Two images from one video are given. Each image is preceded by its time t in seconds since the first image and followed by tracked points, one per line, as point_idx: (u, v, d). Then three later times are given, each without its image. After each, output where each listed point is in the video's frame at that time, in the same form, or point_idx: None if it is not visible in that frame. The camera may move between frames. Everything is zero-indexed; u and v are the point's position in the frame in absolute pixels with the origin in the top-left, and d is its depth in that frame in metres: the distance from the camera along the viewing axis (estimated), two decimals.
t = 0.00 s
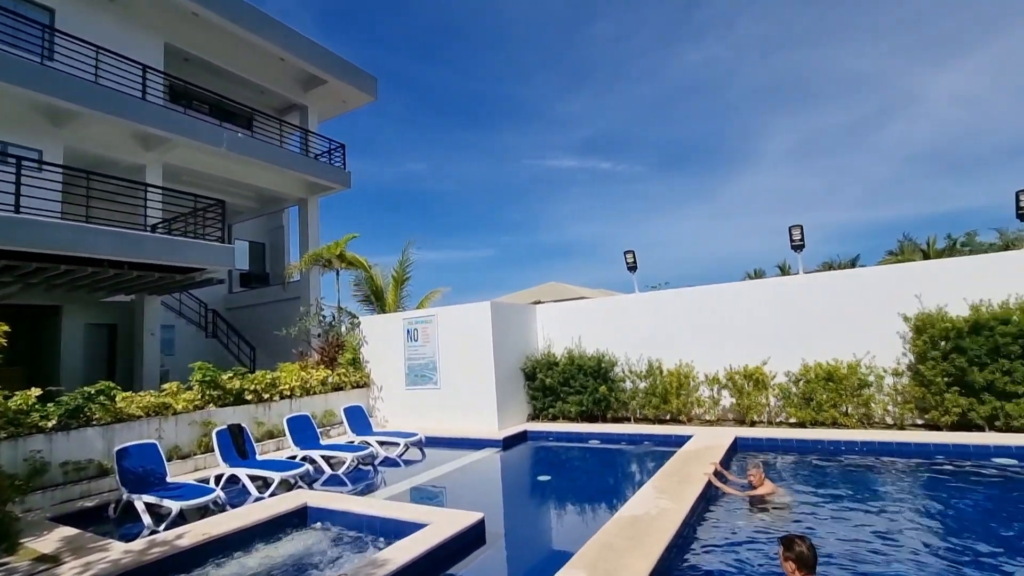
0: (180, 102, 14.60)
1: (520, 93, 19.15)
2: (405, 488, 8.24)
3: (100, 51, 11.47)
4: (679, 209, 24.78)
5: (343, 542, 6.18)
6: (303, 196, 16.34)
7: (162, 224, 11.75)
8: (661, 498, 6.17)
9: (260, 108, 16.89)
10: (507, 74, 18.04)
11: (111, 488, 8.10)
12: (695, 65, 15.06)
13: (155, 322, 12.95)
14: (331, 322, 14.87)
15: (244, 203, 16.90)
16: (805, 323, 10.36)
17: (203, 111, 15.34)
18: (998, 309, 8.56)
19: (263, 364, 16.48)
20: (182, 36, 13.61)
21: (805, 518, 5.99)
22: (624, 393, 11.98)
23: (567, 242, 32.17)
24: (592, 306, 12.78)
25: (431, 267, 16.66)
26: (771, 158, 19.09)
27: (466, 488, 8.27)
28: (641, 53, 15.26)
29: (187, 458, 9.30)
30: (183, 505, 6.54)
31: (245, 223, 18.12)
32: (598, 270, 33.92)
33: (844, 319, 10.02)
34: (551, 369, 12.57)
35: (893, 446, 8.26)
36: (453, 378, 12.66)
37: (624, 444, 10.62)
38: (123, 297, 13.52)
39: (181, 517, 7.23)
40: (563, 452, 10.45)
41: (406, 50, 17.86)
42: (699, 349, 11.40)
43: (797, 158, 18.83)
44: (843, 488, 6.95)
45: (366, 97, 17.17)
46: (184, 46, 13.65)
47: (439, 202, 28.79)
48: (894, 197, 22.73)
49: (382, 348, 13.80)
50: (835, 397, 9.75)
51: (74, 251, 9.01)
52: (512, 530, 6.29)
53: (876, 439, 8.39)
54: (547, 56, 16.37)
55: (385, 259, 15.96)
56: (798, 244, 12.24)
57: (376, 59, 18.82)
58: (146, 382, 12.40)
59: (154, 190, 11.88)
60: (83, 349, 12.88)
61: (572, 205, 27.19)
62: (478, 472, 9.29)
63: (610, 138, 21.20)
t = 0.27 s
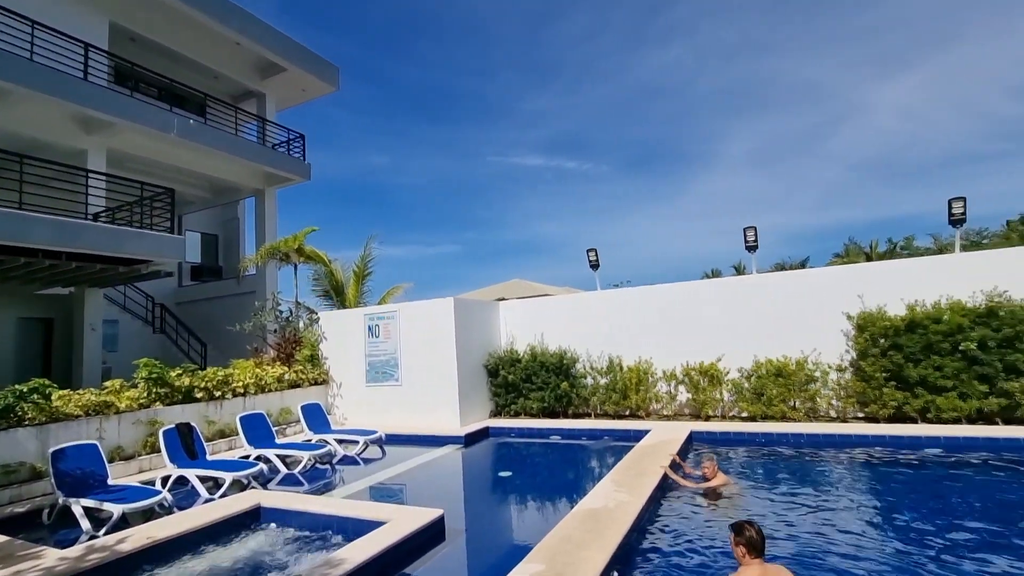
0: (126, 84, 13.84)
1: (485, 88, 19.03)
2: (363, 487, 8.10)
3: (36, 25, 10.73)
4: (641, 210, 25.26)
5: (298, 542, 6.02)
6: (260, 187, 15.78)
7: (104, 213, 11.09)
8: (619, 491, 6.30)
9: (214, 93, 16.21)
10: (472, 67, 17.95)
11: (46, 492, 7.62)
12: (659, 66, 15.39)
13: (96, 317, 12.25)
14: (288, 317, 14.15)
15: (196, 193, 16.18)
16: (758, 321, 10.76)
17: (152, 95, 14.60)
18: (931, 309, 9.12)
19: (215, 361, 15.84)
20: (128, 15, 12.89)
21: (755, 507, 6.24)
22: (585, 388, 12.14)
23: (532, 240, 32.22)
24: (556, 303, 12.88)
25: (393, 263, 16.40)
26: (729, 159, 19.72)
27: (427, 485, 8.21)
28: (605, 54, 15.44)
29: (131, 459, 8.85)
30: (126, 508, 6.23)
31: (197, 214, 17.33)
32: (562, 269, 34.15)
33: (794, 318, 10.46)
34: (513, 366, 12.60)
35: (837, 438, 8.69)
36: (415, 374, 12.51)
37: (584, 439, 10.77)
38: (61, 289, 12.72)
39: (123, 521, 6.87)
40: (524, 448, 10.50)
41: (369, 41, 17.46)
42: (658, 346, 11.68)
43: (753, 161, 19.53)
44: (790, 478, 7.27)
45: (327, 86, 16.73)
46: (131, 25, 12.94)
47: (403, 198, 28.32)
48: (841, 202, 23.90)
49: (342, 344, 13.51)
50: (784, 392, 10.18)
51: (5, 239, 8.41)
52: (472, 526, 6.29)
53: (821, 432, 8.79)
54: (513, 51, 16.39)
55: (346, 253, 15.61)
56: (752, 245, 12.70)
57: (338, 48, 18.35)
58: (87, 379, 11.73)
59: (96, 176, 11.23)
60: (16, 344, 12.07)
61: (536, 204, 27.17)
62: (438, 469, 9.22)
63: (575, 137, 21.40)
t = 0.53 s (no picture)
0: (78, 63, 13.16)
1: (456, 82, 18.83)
2: (329, 483, 7.98)
3: None
4: (612, 207, 25.53)
5: (259, 539, 5.89)
6: (224, 176, 15.28)
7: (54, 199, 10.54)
8: (585, 483, 6.38)
9: (175, 77, 15.58)
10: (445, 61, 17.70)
11: None
12: (629, 65, 15.55)
13: (45, 308, 11.66)
14: (252, 310, 13.84)
15: (154, 180, 15.53)
16: (723, 318, 11.05)
17: (107, 76, 13.93)
18: (883, 307, 9.55)
19: (174, 356, 15.33)
20: None
21: (716, 497, 6.43)
22: (554, 383, 12.23)
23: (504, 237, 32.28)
24: (526, 298, 12.92)
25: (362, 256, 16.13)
26: (698, 157, 20.13)
27: (394, 480, 8.15)
28: (578, 51, 15.50)
29: (82, 457, 8.46)
30: (75, 507, 5.96)
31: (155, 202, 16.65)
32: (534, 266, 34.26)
33: (757, 315, 10.78)
34: (483, 361, 12.59)
35: (794, 431, 9.01)
36: (383, 369, 12.37)
37: (552, 433, 10.87)
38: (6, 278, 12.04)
39: (73, 521, 6.58)
40: (494, 442, 10.52)
41: (339, 29, 17.04)
42: (626, 341, 11.88)
43: (720, 161, 19.99)
44: (750, 469, 7.51)
45: (295, 74, 16.30)
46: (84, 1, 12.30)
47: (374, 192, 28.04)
48: (803, 203, 24.73)
49: (308, 337, 13.23)
50: (746, 386, 10.49)
51: None
52: (439, 521, 6.27)
53: (780, 425, 9.11)
54: (486, 45, 16.27)
55: (313, 245, 15.28)
56: (717, 243, 13.01)
57: (307, 35, 17.86)
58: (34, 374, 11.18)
59: (45, 160, 10.65)
60: None
61: (509, 199, 27.16)
62: (406, 464, 9.16)
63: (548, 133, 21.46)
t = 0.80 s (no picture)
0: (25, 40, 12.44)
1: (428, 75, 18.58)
2: (292, 480, 7.81)
3: None
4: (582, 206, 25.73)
5: (218, 537, 5.73)
6: (183, 163, 14.71)
7: None
8: (551, 477, 6.45)
9: (131, 59, 14.91)
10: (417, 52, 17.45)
11: None
12: (602, 62, 15.67)
13: None
14: (212, 303, 13.27)
15: (108, 165, 14.84)
16: (688, 315, 11.29)
17: (57, 55, 13.22)
18: (838, 305, 9.94)
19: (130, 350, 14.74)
20: None
21: (678, 490, 6.58)
22: (523, 378, 12.27)
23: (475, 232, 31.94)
24: (496, 294, 12.92)
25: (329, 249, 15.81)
26: (666, 156, 20.47)
27: (360, 477, 8.04)
28: (551, 47, 15.51)
29: (26, 456, 8.03)
30: (19, 509, 5.66)
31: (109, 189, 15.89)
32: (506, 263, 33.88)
33: (720, 312, 11.07)
34: (452, 356, 12.53)
35: (754, 425, 9.29)
36: (350, 364, 12.17)
37: (520, 428, 10.91)
38: None
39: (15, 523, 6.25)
40: (462, 437, 10.50)
41: (307, 16, 16.58)
42: (594, 337, 12.02)
43: (687, 159, 20.38)
44: (711, 462, 7.72)
45: (261, 61, 15.84)
46: None
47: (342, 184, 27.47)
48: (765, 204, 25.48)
49: (272, 331, 12.90)
50: (708, 382, 10.76)
51: None
52: (405, 517, 6.22)
53: (740, 419, 9.38)
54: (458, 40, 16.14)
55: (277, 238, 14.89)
56: (683, 241, 13.27)
57: (273, 20, 17.34)
58: None
59: None
60: None
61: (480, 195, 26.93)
62: (373, 460, 9.06)
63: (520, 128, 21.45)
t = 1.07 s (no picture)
0: None
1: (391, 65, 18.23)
2: (242, 478, 7.56)
3: None
4: (545, 203, 25.86)
5: (161, 538, 5.48)
6: (127, 147, 13.93)
7: None
8: (509, 471, 6.49)
9: (69, 33, 13.98)
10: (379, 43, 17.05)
11: None
12: (566, 58, 15.80)
13: None
14: (157, 295, 12.55)
15: (41, 146, 13.88)
16: (645, 312, 11.56)
17: None
18: (786, 303, 10.39)
19: (66, 344, 13.93)
20: None
21: (633, 481, 6.75)
22: (483, 373, 12.25)
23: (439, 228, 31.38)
24: (458, 288, 12.85)
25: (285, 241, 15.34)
26: (628, 154, 20.84)
27: (314, 474, 7.85)
28: (515, 41, 15.51)
29: None
30: None
31: (43, 171, 14.88)
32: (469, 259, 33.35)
33: (675, 309, 11.39)
34: (412, 351, 12.39)
35: (706, 418, 9.61)
36: (305, 359, 11.85)
37: (479, 423, 10.91)
38: None
39: None
40: (421, 433, 10.41)
41: None
42: (554, 333, 12.14)
43: (647, 157, 20.83)
44: (665, 454, 7.95)
45: (213, 42, 15.17)
46: None
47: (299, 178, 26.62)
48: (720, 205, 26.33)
49: (223, 325, 12.41)
50: (664, 376, 11.05)
51: None
52: (360, 513, 6.13)
53: (693, 413, 9.68)
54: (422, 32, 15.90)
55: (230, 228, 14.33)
56: (642, 240, 13.55)
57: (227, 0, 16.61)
58: None
59: None
60: None
61: (443, 193, 26.24)
62: (328, 456, 8.88)
63: (484, 123, 21.36)
